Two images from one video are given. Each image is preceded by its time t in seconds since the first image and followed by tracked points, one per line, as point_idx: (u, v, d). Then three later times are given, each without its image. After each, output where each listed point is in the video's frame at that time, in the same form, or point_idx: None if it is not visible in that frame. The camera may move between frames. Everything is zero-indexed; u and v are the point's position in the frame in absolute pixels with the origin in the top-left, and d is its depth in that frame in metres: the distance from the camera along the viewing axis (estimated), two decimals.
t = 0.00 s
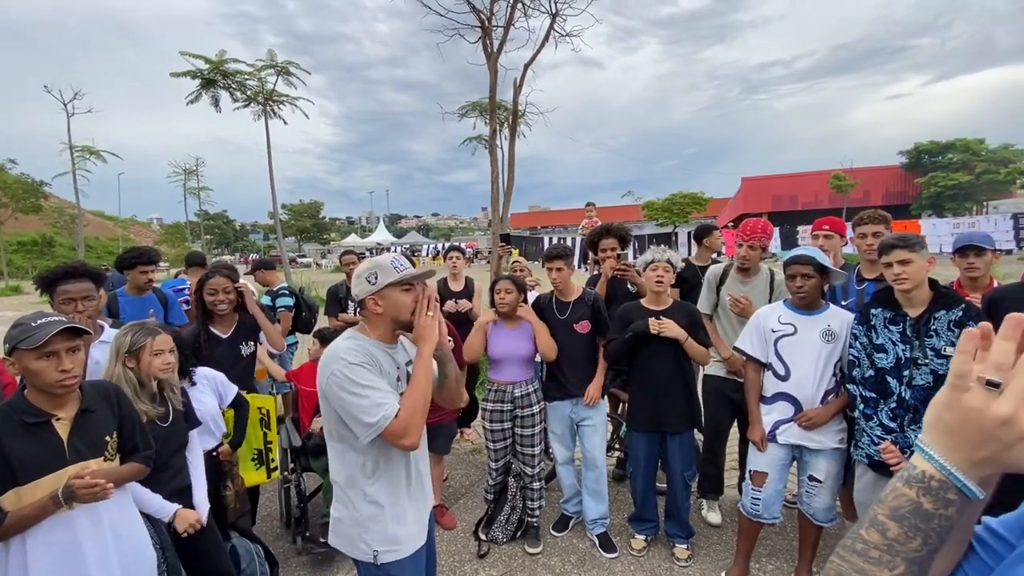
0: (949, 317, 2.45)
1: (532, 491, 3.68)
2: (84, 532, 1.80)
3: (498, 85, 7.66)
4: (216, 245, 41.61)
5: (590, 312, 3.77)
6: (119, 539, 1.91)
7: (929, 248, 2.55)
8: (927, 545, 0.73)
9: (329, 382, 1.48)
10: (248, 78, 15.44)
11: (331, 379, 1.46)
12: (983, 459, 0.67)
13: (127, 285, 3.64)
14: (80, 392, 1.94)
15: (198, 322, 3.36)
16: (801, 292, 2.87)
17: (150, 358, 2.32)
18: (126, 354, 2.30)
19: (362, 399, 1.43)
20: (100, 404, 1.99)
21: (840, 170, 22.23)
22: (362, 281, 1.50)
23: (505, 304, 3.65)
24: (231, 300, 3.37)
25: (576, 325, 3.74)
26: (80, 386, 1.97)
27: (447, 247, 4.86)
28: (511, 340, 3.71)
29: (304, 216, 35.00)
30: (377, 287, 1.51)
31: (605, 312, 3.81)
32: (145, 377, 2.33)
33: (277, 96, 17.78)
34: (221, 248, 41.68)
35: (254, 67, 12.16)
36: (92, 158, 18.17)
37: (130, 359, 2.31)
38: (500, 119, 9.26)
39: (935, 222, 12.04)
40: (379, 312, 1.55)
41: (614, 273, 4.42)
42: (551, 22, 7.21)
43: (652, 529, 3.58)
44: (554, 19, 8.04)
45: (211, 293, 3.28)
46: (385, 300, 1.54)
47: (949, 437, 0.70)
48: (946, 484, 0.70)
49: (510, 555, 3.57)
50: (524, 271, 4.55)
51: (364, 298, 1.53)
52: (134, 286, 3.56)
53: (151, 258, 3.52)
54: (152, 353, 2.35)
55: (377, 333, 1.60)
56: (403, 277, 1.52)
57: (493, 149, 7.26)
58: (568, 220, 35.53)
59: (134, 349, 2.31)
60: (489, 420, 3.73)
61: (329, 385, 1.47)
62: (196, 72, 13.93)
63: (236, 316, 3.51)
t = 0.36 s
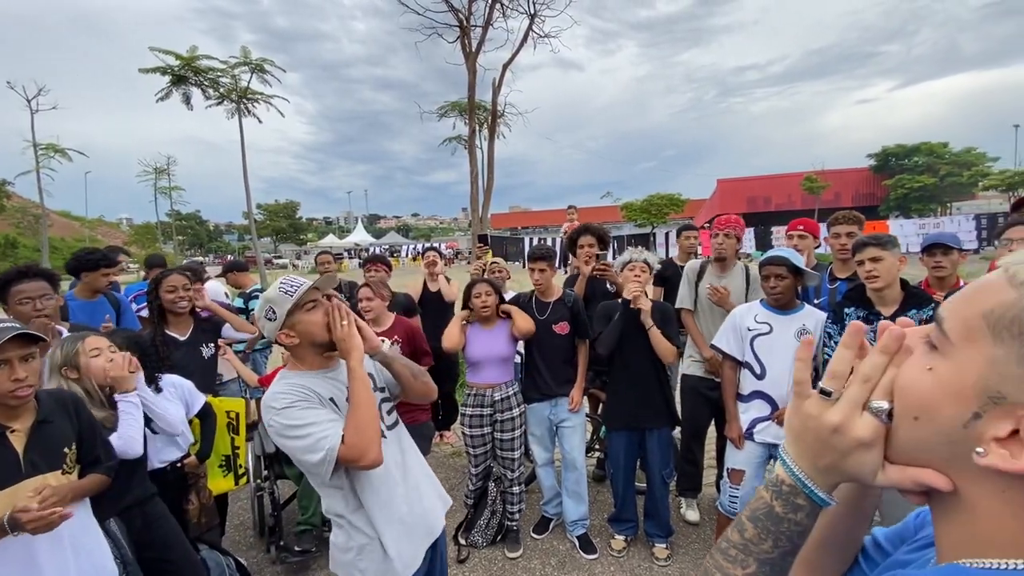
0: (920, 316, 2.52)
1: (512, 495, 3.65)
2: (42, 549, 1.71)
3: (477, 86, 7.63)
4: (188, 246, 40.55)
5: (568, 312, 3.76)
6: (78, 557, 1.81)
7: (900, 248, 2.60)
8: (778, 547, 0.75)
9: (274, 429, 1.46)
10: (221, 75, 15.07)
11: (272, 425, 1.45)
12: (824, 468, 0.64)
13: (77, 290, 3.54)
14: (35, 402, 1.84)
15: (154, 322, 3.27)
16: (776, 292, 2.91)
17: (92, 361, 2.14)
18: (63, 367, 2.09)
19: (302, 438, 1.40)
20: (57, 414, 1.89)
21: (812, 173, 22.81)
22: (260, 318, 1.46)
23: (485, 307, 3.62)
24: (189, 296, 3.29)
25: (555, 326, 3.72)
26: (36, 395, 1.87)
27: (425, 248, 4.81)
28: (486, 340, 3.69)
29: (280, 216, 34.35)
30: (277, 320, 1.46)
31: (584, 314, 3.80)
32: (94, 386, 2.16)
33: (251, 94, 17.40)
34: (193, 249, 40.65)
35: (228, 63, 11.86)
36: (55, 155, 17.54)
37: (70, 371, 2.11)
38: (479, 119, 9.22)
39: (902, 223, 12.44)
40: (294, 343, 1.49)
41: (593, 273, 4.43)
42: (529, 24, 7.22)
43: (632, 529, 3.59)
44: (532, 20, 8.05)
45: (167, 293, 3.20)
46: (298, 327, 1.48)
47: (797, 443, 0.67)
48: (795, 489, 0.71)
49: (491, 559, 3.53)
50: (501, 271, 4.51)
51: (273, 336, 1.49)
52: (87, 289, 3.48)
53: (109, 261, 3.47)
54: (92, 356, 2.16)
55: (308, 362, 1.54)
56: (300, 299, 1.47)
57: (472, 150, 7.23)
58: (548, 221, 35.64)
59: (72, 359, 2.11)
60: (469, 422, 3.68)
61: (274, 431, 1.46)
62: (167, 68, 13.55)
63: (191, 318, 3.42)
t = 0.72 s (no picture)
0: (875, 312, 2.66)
1: (489, 490, 3.69)
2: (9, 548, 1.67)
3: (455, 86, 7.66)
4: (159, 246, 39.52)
5: (543, 309, 3.83)
6: (49, 559, 1.76)
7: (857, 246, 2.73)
8: (651, 541, 0.74)
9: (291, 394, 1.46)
10: (194, 71, 14.76)
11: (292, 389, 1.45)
12: (685, 463, 0.66)
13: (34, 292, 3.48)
14: (2, 399, 1.81)
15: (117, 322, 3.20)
16: (741, 289, 3.02)
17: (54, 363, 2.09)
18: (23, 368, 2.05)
19: (327, 404, 1.42)
20: (25, 412, 1.87)
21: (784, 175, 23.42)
22: (298, 280, 1.55)
23: (461, 302, 3.68)
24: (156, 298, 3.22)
25: (530, 323, 3.78)
26: (5, 392, 1.85)
27: (402, 247, 4.83)
28: (464, 338, 3.73)
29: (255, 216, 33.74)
30: (315, 283, 1.55)
31: (559, 312, 3.87)
32: (60, 385, 2.13)
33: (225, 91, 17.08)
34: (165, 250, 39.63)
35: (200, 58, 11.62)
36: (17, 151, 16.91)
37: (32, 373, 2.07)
38: (458, 118, 9.25)
39: (869, 224, 12.88)
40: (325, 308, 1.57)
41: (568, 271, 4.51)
42: (507, 25, 7.28)
43: (606, 521, 3.67)
44: (510, 21, 8.11)
45: (133, 293, 3.11)
46: (331, 293, 1.58)
47: (661, 443, 0.70)
48: (663, 486, 0.70)
49: (469, 554, 3.57)
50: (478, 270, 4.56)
51: (306, 299, 1.57)
52: (44, 291, 3.42)
53: (68, 261, 3.41)
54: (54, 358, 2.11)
55: (329, 333, 1.61)
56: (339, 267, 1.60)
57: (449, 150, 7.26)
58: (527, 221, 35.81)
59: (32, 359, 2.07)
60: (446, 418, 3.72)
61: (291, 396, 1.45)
62: (136, 63, 13.21)
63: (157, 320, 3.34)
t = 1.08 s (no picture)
0: (822, 308, 2.85)
1: (465, 483, 3.81)
2: None
3: (434, 87, 7.75)
4: (132, 246, 38.61)
5: (516, 306, 3.96)
6: (29, 549, 1.83)
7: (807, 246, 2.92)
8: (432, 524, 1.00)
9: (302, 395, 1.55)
10: (168, 68, 14.55)
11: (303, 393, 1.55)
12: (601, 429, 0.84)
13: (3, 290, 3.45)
14: None
15: (93, 321, 3.22)
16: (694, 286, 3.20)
17: (36, 356, 2.13)
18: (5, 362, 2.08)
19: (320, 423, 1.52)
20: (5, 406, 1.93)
21: (759, 178, 23.98)
22: (340, 277, 1.68)
23: (440, 302, 3.77)
24: (133, 295, 3.23)
25: (503, 320, 3.91)
26: None
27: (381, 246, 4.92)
28: (441, 335, 3.83)
29: (232, 215, 33.23)
30: (354, 283, 1.68)
31: (530, 308, 4.03)
32: (42, 379, 2.16)
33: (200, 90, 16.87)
34: (137, 250, 38.69)
35: (175, 55, 11.43)
36: None
37: (14, 366, 2.11)
38: (437, 119, 9.32)
39: (837, 225, 13.34)
40: (362, 306, 1.69)
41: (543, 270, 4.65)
42: (485, 27, 7.40)
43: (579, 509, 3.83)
44: (488, 23, 8.23)
45: (110, 291, 3.13)
46: (366, 295, 1.70)
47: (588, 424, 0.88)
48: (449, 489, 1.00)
49: (446, 544, 3.68)
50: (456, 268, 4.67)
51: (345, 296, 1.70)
52: (14, 289, 3.40)
53: (35, 261, 3.41)
54: (36, 351, 2.14)
55: (365, 331, 1.73)
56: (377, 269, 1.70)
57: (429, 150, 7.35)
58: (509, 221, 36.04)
59: (14, 354, 2.10)
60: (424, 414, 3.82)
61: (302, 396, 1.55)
62: (108, 59, 12.97)
63: (134, 317, 3.37)
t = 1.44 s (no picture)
0: (781, 305, 3.01)
1: (446, 478, 3.91)
2: None
3: (418, 89, 7.83)
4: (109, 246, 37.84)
5: (496, 305, 4.07)
6: (10, 539, 1.90)
7: (770, 247, 3.08)
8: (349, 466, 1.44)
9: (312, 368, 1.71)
10: (148, 66, 14.38)
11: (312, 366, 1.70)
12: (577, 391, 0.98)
13: None
14: None
15: (76, 318, 3.26)
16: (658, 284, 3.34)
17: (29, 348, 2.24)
18: None
19: (322, 393, 1.66)
20: None
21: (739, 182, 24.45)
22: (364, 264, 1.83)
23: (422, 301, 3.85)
24: (116, 294, 3.27)
25: (483, 318, 4.02)
26: None
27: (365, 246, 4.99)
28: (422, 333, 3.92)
29: (213, 216, 32.79)
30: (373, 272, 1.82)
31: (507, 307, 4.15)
32: (35, 370, 2.26)
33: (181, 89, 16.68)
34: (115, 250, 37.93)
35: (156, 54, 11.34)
36: None
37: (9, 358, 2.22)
38: (421, 121, 9.40)
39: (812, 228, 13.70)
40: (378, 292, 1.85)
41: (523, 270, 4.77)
42: (469, 32, 7.51)
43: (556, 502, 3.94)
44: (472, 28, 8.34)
45: (94, 289, 3.17)
46: (382, 283, 1.84)
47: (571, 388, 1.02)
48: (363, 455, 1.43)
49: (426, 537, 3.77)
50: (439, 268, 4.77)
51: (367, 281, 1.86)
52: None
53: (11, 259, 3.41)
54: (30, 343, 2.26)
55: (382, 317, 1.87)
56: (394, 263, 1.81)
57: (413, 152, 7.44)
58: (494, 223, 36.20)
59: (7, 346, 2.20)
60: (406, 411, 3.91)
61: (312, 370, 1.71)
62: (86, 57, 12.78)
63: (116, 315, 3.41)
